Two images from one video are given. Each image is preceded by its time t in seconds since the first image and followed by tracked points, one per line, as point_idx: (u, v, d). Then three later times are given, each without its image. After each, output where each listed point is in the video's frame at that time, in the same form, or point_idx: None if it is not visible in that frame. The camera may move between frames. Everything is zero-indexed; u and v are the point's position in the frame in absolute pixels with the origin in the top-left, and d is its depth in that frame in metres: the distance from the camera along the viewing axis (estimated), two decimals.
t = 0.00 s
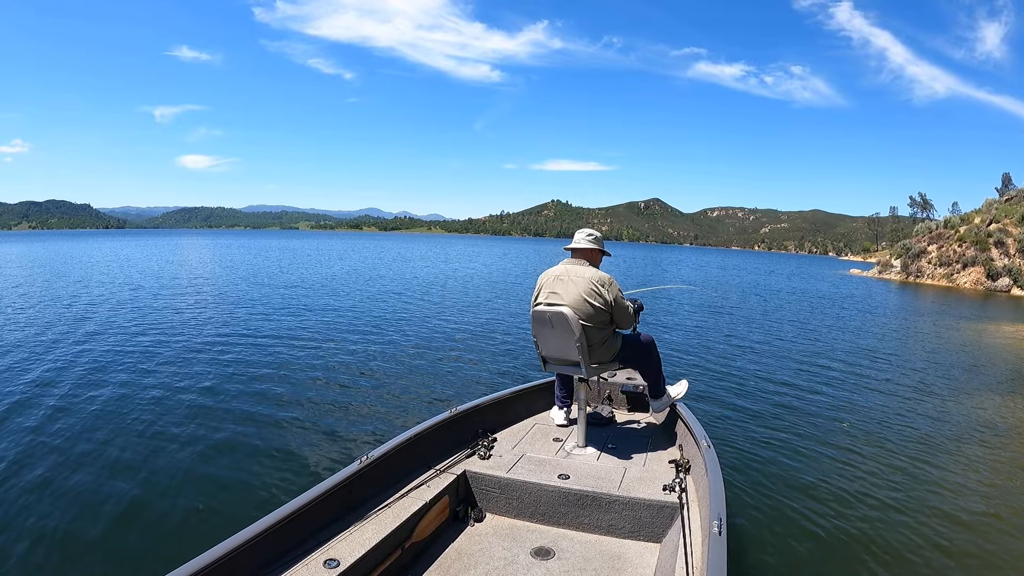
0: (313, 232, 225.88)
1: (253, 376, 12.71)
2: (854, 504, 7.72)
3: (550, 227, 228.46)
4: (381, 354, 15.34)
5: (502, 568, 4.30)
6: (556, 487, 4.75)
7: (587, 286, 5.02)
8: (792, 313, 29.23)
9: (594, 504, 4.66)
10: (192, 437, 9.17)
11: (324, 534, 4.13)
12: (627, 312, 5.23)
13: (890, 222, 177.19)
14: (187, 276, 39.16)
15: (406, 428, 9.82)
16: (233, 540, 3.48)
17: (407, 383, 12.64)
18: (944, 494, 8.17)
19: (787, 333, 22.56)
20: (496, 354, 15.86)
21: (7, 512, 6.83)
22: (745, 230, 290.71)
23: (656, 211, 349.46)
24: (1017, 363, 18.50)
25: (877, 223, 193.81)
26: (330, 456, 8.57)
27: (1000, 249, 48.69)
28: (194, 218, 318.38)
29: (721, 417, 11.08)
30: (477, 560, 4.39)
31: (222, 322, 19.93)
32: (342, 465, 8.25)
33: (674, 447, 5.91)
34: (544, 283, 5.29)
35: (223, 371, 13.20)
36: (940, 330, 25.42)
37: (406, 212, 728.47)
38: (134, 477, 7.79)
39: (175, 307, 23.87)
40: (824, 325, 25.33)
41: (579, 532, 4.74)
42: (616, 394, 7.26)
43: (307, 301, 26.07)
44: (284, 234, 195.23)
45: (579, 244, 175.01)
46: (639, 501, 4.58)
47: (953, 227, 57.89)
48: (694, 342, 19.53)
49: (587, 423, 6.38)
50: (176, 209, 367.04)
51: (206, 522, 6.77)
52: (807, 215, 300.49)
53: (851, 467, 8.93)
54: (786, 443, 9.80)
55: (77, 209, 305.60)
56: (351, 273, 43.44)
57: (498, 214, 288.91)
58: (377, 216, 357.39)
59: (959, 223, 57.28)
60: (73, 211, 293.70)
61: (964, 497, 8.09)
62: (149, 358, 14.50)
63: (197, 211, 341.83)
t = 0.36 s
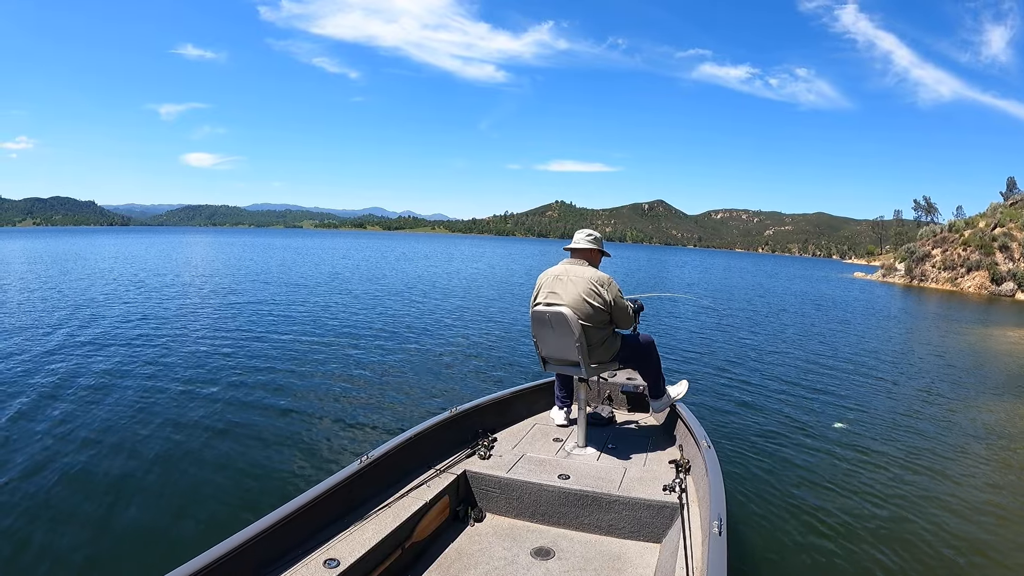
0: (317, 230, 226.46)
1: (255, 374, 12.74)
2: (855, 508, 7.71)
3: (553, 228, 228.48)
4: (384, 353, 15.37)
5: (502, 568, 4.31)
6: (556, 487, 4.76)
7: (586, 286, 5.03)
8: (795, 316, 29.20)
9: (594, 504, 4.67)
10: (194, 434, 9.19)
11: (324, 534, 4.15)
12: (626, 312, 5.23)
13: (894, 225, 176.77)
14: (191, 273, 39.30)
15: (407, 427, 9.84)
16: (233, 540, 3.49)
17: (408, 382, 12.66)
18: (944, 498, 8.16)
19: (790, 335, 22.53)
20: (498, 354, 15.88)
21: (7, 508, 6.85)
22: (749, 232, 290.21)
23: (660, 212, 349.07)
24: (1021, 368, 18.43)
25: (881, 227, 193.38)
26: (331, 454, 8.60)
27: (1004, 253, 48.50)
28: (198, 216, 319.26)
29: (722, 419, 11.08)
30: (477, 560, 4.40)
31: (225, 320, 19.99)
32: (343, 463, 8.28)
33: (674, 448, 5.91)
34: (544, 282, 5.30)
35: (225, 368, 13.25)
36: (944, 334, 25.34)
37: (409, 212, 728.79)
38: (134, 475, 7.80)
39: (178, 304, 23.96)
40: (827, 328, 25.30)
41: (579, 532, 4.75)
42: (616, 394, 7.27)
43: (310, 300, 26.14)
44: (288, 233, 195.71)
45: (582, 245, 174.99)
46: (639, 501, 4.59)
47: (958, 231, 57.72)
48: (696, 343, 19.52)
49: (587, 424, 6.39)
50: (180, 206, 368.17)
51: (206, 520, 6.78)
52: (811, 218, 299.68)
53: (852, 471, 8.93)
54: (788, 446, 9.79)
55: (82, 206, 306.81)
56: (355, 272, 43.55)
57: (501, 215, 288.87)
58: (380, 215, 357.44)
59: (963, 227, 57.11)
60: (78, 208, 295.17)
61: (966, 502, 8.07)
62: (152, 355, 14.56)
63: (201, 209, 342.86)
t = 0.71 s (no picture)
0: (320, 233, 227.23)
1: (257, 376, 12.78)
2: (858, 508, 7.67)
3: (555, 229, 228.46)
4: (386, 354, 15.39)
5: (502, 568, 4.31)
6: (556, 486, 4.77)
7: (585, 285, 5.02)
8: (798, 315, 29.14)
9: (594, 504, 4.67)
10: (195, 435, 9.22)
11: (325, 534, 4.16)
12: (626, 312, 5.22)
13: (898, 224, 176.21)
14: (194, 276, 39.39)
15: (408, 428, 9.85)
16: (233, 540, 3.49)
17: (410, 382, 12.66)
18: (948, 498, 8.14)
19: (793, 335, 22.49)
20: (500, 354, 15.89)
21: (9, 510, 6.86)
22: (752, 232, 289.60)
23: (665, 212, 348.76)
24: None
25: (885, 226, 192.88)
26: (332, 455, 8.61)
27: (1009, 251, 48.28)
28: (202, 218, 321.22)
29: (725, 418, 11.06)
30: (477, 560, 4.40)
31: (228, 322, 20.03)
32: (344, 464, 8.29)
33: (674, 447, 5.91)
34: (543, 282, 5.31)
35: (228, 370, 13.28)
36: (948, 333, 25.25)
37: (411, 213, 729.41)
38: (135, 476, 7.81)
39: (182, 306, 24.03)
40: (831, 328, 25.24)
41: (579, 532, 4.75)
42: (616, 394, 7.26)
43: (313, 301, 26.18)
44: (291, 234, 196.25)
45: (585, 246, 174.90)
46: (639, 501, 4.59)
47: (962, 229, 57.49)
48: (699, 343, 19.49)
49: (587, 424, 6.39)
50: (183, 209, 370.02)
51: (206, 521, 6.79)
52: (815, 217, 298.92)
53: (855, 470, 8.91)
54: (790, 446, 9.77)
55: (86, 210, 308.64)
56: (358, 274, 43.61)
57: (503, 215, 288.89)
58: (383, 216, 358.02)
59: (967, 225, 56.92)
60: (83, 211, 296.71)
61: (969, 501, 8.03)
62: (155, 357, 14.59)
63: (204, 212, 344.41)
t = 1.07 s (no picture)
0: (322, 234, 227.52)
1: (259, 377, 12.78)
2: (861, 506, 7.63)
3: (558, 228, 228.28)
4: (388, 354, 15.39)
5: (502, 568, 4.30)
6: (556, 486, 4.76)
7: (585, 285, 5.02)
8: (802, 313, 29.06)
9: (594, 504, 4.66)
10: (197, 437, 9.23)
11: (325, 534, 4.16)
12: (626, 312, 5.20)
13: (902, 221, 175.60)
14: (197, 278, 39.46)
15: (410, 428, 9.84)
16: (232, 541, 3.49)
17: (412, 382, 12.66)
18: (951, 494, 8.10)
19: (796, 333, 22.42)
20: (502, 354, 15.87)
21: (12, 511, 6.87)
22: (755, 229, 288.95)
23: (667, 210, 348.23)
24: None
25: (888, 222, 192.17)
26: (333, 456, 8.61)
27: (1014, 247, 48.06)
28: (204, 220, 321.73)
29: (727, 417, 11.03)
30: (477, 560, 4.39)
31: (230, 324, 20.04)
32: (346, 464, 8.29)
33: (674, 447, 5.89)
34: (543, 282, 5.30)
35: (230, 371, 13.29)
36: (952, 330, 25.15)
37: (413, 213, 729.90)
38: (137, 477, 7.83)
39: (184, 308, 24.07)
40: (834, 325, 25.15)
41: (579, 532, 4.74)
42: (616, 394, 7.25)
43: (315, 302, 26.18)
44: (293, 235, 196.38)
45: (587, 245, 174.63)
46: (639, 501, 4.58)
47: (966, 225, 57.28)
48: (702, 342, 19.43)
49: (587, 424, 6.38)
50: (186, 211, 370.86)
51: (208, 522, 6.79)
52: (818, 214, 298.25)
53: (860, 468, 8.87)
54: (792, 444, 9.73)
55: (89, 212, 309.61)
56: (361, 274, 43.59)
57: (506, 215, 288.81)
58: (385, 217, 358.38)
59: (972, 221, 56.69)
60: (85, 214, 297.53)
61: (973, 499, 7.99)
62: (157, 359, 14.60)
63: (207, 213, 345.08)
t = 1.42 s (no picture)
0: (325, 233, 227.93)
1: (261, 375, 12.80)
2: (862, 507, 7.61)
3: (560, 228, 228.26)
4: (390, 353, 15.40)
5: (502, 568, 4.30)
6: (556, 487, 4.76)
7: (587, 286, 5.01)
8: (805, 313, 29.00)
9: (594, 504, 4.66)
10: (199, 435, 9.24)
11: (325, 534, 4.17)
12: (628, 314, 5.19)
13: (906, 221, 175.12)
14: (200, 276, 39.55)
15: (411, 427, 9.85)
16: (232, 541, 3.49)
17: (414, 381, 12.68)
18: (953, 497, 8.06)
19: (798, 333, 22.38)
20: (503, 354, 15.88)
21: (14, 510, 6.89)
22: (758, 229, 288.31)
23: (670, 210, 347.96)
24: None
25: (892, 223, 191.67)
26: (334, 455, 8.62)
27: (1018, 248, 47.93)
28: (207, 218, 322.62)
29: (729, 417, 11.01)
30: (477, 560, 4.40)
31: (233, 322, 20.09)
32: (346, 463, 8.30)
33: (674, 447, 5.90)
34: (546, 281, 5.29)
35: (232, 369, 13.31)
36: (955, 331, 25.06)
37: (416, 212, 729.80)
38: (137, 476, 7.84)
39: (187, 306, 24.12)
40: (837, 326, 25.09)
41: (579, 532, 4.74)
42: (616, 394, 7.25)
43: (318, 301, 26.23)
44: (296, 234, 196.68)
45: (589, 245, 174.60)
46: (639, 502, 4.58)
47: (971, 226, 56.99)
48: (704, 342, 19.42)
49: (587, 423, 6.38)
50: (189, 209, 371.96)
51: (209, 521, 6.80)
52: (821, 214, 297.37)
53: (861, 468, 8.86)
54: (794, 444, 9.70)
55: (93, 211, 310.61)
56: (364, 273, 43.65)
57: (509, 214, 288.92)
58: (388, 216, 358.54)
59: (976, 222, 56.54)
60: (90, 212, 298.76)
61: (975, 501, 7.96)
62: (159, 357, 14.63)
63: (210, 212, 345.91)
